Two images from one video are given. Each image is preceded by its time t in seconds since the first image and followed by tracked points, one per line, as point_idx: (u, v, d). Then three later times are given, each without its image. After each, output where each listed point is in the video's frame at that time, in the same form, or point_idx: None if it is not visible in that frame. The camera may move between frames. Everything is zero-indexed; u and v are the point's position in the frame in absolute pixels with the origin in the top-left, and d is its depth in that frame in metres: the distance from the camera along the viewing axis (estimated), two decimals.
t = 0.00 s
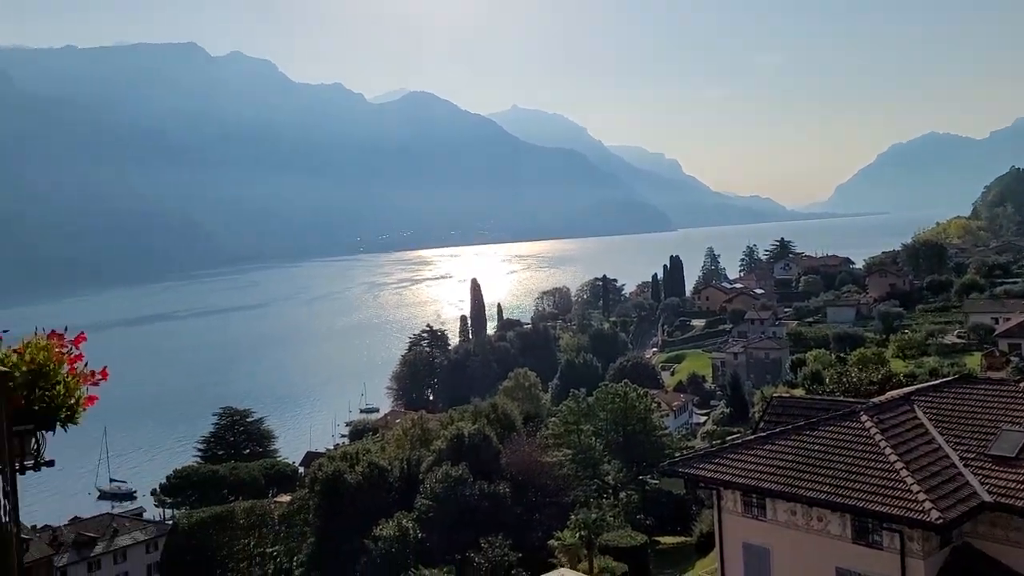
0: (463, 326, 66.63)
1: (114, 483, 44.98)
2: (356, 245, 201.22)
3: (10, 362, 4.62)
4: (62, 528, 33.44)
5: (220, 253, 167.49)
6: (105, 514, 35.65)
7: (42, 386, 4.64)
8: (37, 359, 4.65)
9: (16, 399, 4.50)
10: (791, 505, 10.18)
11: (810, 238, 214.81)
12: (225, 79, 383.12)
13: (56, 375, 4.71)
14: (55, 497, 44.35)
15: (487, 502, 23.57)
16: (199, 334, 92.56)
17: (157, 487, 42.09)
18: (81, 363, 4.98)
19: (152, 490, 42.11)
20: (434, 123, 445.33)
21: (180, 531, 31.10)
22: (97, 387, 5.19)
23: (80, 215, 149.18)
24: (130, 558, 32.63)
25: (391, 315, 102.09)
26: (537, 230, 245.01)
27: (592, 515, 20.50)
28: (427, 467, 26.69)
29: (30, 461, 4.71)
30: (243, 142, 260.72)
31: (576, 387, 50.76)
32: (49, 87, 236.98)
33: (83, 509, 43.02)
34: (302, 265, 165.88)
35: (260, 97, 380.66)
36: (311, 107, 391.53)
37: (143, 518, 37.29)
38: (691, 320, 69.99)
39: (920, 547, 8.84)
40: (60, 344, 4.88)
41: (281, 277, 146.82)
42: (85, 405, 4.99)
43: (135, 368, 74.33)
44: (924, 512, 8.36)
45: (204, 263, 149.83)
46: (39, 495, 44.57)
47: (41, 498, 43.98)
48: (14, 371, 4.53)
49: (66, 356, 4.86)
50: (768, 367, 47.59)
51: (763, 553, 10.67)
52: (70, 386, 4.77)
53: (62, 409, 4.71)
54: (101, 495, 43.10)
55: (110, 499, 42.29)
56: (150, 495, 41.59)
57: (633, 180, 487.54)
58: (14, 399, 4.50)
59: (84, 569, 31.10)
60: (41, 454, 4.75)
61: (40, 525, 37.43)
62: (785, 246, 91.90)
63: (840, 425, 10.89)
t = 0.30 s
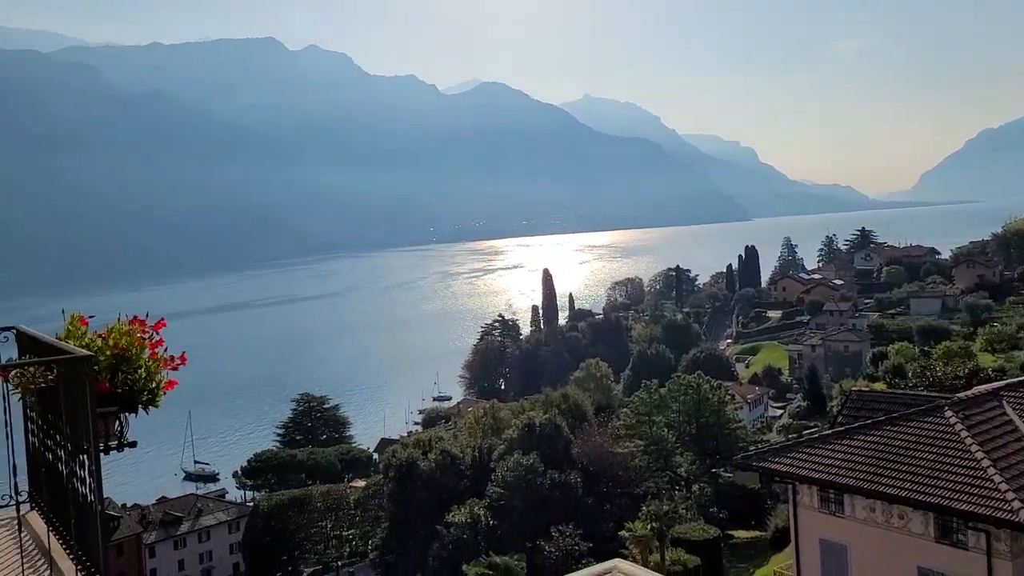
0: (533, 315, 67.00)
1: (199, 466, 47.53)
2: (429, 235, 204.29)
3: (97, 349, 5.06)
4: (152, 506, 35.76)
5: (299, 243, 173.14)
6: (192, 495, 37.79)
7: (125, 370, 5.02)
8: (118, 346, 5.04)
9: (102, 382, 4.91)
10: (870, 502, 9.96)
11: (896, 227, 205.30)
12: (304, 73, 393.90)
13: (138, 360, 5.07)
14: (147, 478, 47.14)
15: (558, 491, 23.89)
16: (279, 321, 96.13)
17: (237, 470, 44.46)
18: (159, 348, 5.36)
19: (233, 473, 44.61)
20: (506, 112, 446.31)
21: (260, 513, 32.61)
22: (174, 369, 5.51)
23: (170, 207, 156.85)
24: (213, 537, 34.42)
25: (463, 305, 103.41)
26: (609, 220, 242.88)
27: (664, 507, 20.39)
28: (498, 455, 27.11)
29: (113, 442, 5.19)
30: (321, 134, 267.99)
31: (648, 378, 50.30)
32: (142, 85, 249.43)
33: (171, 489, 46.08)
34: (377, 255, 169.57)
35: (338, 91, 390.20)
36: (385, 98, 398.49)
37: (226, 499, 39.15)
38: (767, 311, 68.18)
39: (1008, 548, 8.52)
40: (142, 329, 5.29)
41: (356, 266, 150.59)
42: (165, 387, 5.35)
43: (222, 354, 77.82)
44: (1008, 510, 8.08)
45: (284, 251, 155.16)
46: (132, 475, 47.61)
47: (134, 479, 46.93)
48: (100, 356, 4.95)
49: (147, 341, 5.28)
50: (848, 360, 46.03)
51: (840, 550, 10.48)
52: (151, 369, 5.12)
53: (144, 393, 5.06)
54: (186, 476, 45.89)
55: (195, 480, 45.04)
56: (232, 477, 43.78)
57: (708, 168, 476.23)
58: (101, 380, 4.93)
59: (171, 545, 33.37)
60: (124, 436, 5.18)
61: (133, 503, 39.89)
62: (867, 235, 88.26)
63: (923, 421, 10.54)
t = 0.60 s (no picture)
0: (567, 304, 67.06)
1: (236, 451, 48.55)
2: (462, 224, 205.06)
3: (136, 334, 5.22)
4: (192, 490, 36.78)
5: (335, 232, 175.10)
6: (230, 479, 38.66)
7: (162, 355, 5.20)
8: (157, 332, 5.21)
9: (141, 367, 5.11)
10: (908, 495, 9.85)
11: (939, 217, 200.29)
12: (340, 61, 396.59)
13: (176, 345, 5.26)
14: (187, 463, 48.43)
15: (591, 480, 24.02)
16: (315, 309, 97.60)
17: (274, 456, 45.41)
18: (197, 335, 5.56)
19: (269, 459, 45.60)
20: (540, 100, 444.71)
21: (296, 497, 32.87)
22: (212, 356, 5.71)
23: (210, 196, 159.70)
24: (251, 520, 35.41)
25: (496, 294, 103.67)
26: (643, 210, 241.07)
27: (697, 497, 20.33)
28: (531, 445, 27.28)
29: (152, 427, 5.39)
30: (357, 123, 270.03)
31: (683, 368, 49.97)
32: (183, 76, 253.82)
33: (209, 473, 47.23)
34: (411, 244, 170.79)
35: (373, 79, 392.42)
36: (420, 86, 399.76)
37: (263, 484, 39.91)
38: (804, 302, 67.19)
39: None
40: (179, 317, 5.47)
41: (391, 255, 151.85)
42: (203, 373, 5.55)
43: (260, 341, 79.21)
44: None
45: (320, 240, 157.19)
46: (172, 460, 48.93)
47: (175, 463, 48.24)
48: (138, 343, 5.12)
49: (184, 328, 5.45)
50: (886, 352, 45.24)
51: (876, 545, 10.38)
52: (187, 355, 5.30)
53: (181, 377, 5.25)
54: (225, 462, 47.08)
55: (233, 465, 46.21)
56: (269, 463, 44.74)
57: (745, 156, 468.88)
58: (140, 366, 5.13)
59: (210, 528, 34.36)
60: (161, 421, 5.39)
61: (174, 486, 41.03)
62: (907, 225, 86.45)
63: (965, 413, 10.39)
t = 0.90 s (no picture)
0: (584, 295, 67.11)
1: (257, 438, 49.26)
2: (480, 214, 205.29)
3: (159, 321, 5.36)
4: (214, 475, 37.39)
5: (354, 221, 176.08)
6: (251, 465, 39.25)
7: (186, 341, 5.35)
8: (180, 319, 5.35)
9: (164, 354, 5.24)
10: (925, 489, 9.84)
11: (963, 210, 197.80)
12: (360, 51, 397.58)
13: (197, 332, 5.39)
14: (208, 450, 49.19)
15: (608, 470, 24.19)
16: (334, 298, 98.42)
17: (293, 443, 46.00)
18: (219, 322, 5.71)
19: (289, 446, 46.21)
20: (559, 90, 443.46)
21: (315, 484, 33.38)
22: (233, 341, 5.87)
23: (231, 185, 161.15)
24: (271, 505, 35.94)
25: (513, 284, 103.85)
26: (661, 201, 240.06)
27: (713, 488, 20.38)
28: (549, 434, 27.50)
29: (173, 412, 5.50)
30: (376, 113, 270.86)
31: (700, 360, 49.87)
32: (204, 66, 255.85)
33: (231, 459, 48.04)
34: (430, 233, 171.34)
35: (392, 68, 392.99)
36: (439, 76, 399.98)
37: (284, 470, 40.51)
38: (823, 294, 66.70)
39: None
40: (201, 304, 5.61)
41: (409, 245, 152.45)
42: (224, 360, 5.69)
43: (279, 330, 79.95)
44: None
45: (340, 228, 158.18)
46: (194, 446, 49.72)
47: (196, 450, 49.02)
48: (160, 330, 5.27)
49: (207, 315, 5.61)
50: (905, 345, 44.89)
51: (893, 537, 10.37)
52: (211, 343, 5.46)
53: (203, 363, 5.40)
54: (246, 448, 47.84)
55: (254, 452, 46.91)
56: (289, 450, 45.34)
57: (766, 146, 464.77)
58: (162, 352, 5.27)
59: (231, 513, 34.99)
60: (184, 406, 5.53)
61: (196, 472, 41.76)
62: (929, 218, 85.40)
63: (985, 407, 10.35)
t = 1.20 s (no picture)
0: (593, 289, 67.03)
1: (266, 428, 49.56)
2: (490, 207, 205.02)
3: (169, 312, 5.41)
4: (223, 466, 37.63)
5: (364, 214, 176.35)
6: (259, 456, 39.53)
7: (195, 332, 5.39)
8: (190, 309, 5.40)
9: (173, 345, 5.30)
10: (934, 486, 9.80)
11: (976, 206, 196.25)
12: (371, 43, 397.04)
13: (207, 323, 5.43)
14: (217, 441, 49.57)
15: (616, 465, 24.23)
16: (344, 290, 98.74)
17: (302, 434, 46.24)
18: (229, 314, 5.73)
19: (298, 437, 46.47)
20: (569, 82, 442.08)
21: (323, 475, 33.56)
22: (242, 334, 5.89)
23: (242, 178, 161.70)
24: (279, 496, 36.21)
25: (523, 278, 103.82)
26: (672, 195, 239.23)
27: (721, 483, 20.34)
28: (557, 428, 27.55)
29: (184, 403, 5.55)
30: (386, 105, 270.62)
31: (709, 355, 49.78)
32: (216, 57, 256.24)
33: (239, 449, 48.42)
34: (439, 226, 171.42)
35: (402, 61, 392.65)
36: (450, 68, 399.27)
37: (293, 461, 40.76)
38: (833, 289, 66.34)
39: None
40: (211, 295, 5.64)
41: (418, 237, 152.57)
42: (234, 351, 5.72)
43: (289, 321, 80.24)
44: None
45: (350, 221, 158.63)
46: (203, 437, 50.06)
47: (205, 441, 49.36)
48: (170, 321, 5.31)
49: (216, 306, 5.62)
50: (916, 341, 44.64)
51: (904, 535, 10.31)
52: (220, 333, 5.48)
53: (213, 354, 5.44)
54: (254, 438, 48.20)
55: (262, 442, 47.31)
56: (298, 441, 45.59)
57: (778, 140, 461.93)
58: (172, 342, 5.31)
59: (240, 504, 35.24)
60: (193, 396, 5.59)
61: (205, 462, 42.11)
62: (941, 213, 84.78)
63: (997, 406, 10.30)
